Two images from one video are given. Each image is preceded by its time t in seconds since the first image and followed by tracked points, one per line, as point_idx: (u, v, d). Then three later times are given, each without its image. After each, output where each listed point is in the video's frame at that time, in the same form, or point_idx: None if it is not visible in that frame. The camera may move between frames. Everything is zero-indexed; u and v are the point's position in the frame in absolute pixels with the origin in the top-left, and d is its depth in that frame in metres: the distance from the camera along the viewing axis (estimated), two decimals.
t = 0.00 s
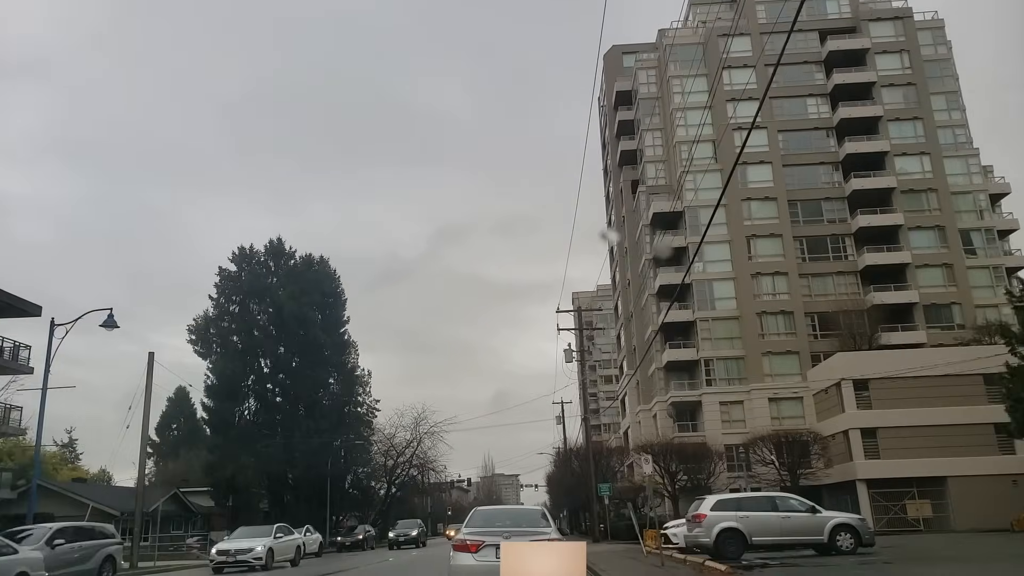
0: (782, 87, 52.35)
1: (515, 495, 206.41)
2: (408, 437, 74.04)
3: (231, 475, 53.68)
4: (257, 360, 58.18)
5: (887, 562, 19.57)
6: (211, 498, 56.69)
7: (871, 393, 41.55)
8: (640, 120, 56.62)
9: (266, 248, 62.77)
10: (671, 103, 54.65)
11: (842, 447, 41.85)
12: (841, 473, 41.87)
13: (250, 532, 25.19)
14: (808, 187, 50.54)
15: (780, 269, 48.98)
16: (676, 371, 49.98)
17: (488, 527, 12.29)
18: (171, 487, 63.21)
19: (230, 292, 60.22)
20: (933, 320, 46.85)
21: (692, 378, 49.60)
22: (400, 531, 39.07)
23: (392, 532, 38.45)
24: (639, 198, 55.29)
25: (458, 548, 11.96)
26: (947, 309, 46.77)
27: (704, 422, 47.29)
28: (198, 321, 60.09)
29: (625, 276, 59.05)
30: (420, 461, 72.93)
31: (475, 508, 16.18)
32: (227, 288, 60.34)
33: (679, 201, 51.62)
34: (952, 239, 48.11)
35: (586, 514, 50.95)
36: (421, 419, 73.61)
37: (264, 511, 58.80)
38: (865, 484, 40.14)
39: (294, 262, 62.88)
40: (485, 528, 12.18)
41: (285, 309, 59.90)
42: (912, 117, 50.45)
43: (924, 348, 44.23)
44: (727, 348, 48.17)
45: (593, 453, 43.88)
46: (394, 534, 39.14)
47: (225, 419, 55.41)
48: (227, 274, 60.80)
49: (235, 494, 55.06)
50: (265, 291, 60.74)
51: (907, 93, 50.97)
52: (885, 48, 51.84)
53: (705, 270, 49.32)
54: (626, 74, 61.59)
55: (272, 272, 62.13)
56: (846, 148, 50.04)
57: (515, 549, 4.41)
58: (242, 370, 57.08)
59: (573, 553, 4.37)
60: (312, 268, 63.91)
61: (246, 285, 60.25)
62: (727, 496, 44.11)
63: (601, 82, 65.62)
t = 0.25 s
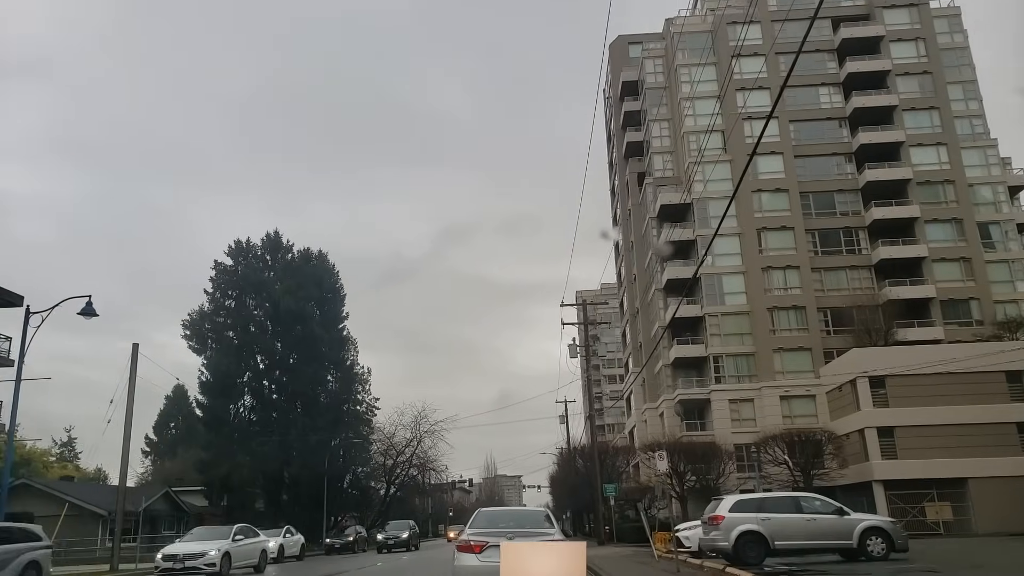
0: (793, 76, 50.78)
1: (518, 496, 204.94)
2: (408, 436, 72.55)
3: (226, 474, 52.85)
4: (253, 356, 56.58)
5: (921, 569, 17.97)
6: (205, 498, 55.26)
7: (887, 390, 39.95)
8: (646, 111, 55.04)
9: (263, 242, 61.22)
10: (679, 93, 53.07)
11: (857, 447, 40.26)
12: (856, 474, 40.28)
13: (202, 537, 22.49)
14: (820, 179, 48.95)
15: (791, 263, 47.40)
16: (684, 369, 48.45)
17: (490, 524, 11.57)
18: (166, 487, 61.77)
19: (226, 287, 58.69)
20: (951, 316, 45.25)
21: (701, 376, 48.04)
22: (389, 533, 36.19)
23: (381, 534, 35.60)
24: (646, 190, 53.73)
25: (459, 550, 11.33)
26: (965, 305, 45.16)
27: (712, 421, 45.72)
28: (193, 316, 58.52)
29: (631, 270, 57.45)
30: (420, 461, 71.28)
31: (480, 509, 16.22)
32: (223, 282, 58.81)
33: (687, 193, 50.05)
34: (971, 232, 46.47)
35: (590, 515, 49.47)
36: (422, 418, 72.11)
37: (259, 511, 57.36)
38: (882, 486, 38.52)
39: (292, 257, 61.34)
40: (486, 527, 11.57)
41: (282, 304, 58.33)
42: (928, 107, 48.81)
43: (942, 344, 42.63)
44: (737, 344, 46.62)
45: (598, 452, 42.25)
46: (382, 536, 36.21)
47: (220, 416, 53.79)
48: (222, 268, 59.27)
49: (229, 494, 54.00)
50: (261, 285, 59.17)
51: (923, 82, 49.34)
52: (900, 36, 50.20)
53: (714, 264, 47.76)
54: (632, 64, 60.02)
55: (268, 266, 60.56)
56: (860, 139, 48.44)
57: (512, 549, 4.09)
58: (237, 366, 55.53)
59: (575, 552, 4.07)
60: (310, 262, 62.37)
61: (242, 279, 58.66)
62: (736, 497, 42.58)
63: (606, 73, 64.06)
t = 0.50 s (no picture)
0: (803, 67, 49.48)
1: (519, 497, 203.48)
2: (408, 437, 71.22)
3: (221, 473, 51.83)
4: (249, 353, 55.29)
5: None
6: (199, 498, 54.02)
7: (903, 389, 38.60)
8: (652, 103, 53.74)
9: (260, 237, 59.94)
10: (685, 84, 51.77)
11: (872, 447, 38.92)
12: (870, 475, 38.94)
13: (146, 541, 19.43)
14: (831, 172, 47.62)
15: (802, 258, 46.04)
16: (691, 366, 47.12)
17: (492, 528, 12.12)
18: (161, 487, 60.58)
19: (222, 283, 57.39)
20: (967, 312, 43.88)
21: (708, 374, 46.71)
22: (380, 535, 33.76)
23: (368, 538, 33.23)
24: (651, 184, 52.43)
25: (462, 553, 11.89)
26: (981, 301, 43.80)
27: (721, 420, 44.38)
28: (189, 313, 57.26)
29: (636, 266, 56.09)
30: (420, 462, 69.16)
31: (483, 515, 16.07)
32: (219, 278, 57.50)
33: (694, 187, 48.74)
34: (987, 226, 45.07)
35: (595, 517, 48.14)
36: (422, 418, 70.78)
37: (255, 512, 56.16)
38: (898, 488, 37.14)
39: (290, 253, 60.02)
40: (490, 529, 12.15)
41: (279, 301, 57.07)
42: (943, 98, 47.45)
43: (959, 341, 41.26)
44: (745, 341, 45.29)
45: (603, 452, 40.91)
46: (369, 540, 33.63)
47: (215, 415, 52.49)
48: (219, 264, 57.97)
49: (224, 494, 52.96)
50: (258, 282, 57.87)
51: (937, 73, 47.99)
52: (913, 25, 48.84)
53: (722, 259, 46.44)
54: (637, 56, 58.73)
55: (265, 262, 59.22)
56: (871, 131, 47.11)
57: (513, 549, 4.16)
58: (233, 364, 54.24)
59: (574, 552, 4.14)
60: (308, 259, 61.05)
61: (239, 275, 57.41)
62: (745, 499, 41.29)
63: (611, 66, 62.77)
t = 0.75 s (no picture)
0: (814, 54, 47.95)
1: (522, 500, 201.82)
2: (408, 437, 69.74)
3: (214, 473, 50.29)
4: (244, 351, 53.74)
5: None
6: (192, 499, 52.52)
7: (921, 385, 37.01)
8: (659, 93, 52.20)
9: (256, 231, 58.42)
10: (693, 73, 50.23)
11: (889, 446, 37.35)
12: (887, 476, 37.35)
13: (57, 549, 15.50)
14: (844, 162, 46.05)
15: (814, 250, 44.46)
16: (699, 363, 45.59)
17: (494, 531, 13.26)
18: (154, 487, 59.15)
19: (217, 278, 55.74)
20: (986, 307, 42.29)
21: (717, 371, 45.17)
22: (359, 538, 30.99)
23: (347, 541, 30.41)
24: (657, 176, 50.91)
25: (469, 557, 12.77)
26: (1001, 295, 42.21)
27: (730, 419, 42.82)
28: (182, 309, 55.78)
29: (641, 261, 54.54)
30: (421, 462, 68.22)
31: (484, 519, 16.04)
32: (214, 273, 55.85)
33: (702, 178, 47.19)
34: (1007, 218, 43.49)
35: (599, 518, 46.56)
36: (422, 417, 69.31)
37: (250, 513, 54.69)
38: (916, 489, 35.57)
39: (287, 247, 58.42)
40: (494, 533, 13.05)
41: (275, 296, 55.57)
42: (960, 86, 45.88)
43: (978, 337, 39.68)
44: (756, 337, 43.71)
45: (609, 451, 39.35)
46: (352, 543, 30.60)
47: (208, 413, 50.95)
48: (213, 259, 56.33)
49: (217, 495, 51.34)
50: (254, 277, 56.24)
51: (954, 60, 46.41)
52: (929, 11, 47.26)
53: (732, 252, 44.89)
54: (643, 46, 57.23)
55: (262, 256, 57.53)
56: (886, 120, 45.54)
57: (513, 551, 4.45)
58: (227, 361, 52.68)
59: (574, 552, 4.46)
60: (305, 254, 59.46)
61: (234, 270, 55.89)
62: (756, 500, 39.70)
63: (616, 56, 61.26)
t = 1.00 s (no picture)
0: (825, 37, 46.36)
1: (524, 501, 200.30)
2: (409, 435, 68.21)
3: (206, 472, 48.58)
4: (238, 346, 52.16)
5: None
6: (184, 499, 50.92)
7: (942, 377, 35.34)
8: (664, 79, 50.63)
9: (249, 224, 56.86)
10: (699, 57, 48.65)
11: (908, 441, 35.73)
12: (906, 472, 35.71)
13: None
14: (858, 148, 44.41)
15: (827, 239, 42.84)
16: (708, 356, 44.03)
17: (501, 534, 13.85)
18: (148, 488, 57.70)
19: (210, 272, 54.19)
20: (1007, 297, 40.63)
21: (727, 364, 43.60)
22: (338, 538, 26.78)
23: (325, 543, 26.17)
24: (663, 163, 49.35)
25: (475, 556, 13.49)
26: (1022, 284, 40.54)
27: (741, 414, 41.24)
28: (174, 304, 54.16)
29: (647, 252, 52.95)
30: (421, 461, 66.71)
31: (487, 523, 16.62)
32: (207, 267, 54.31)
33: (711, 165, 45.61)
34: None
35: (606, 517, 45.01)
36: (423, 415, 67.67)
37: (244, 513, 53.13)
38: (937, 485, 33.94)
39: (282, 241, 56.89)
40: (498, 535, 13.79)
41: (269, 290, 54.01)
42: (977, 68, 44.22)
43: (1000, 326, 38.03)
44: (767, 328, 42.19)
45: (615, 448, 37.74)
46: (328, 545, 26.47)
47: (201, 411, 49.37)
48: (207, 253, 54.75)
49: (210, 495, 49.73)
50: (248, 271, 54.62)
51: (970, 41, 44.78)
52: None
53: (741, 242, 43.35)
54: (648, 31, 55.65)
55: (256, 250, 55.94)
56: (900, 103, 43.90)
57: (513, 549, 4.29)
58: (220, 357, 51.13)
59: (574, 553, 4.29)
60: (301, 248, 57.97)
61: (227, 264, 54.29)
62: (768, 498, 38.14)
63: (620, 44, 59.69)
